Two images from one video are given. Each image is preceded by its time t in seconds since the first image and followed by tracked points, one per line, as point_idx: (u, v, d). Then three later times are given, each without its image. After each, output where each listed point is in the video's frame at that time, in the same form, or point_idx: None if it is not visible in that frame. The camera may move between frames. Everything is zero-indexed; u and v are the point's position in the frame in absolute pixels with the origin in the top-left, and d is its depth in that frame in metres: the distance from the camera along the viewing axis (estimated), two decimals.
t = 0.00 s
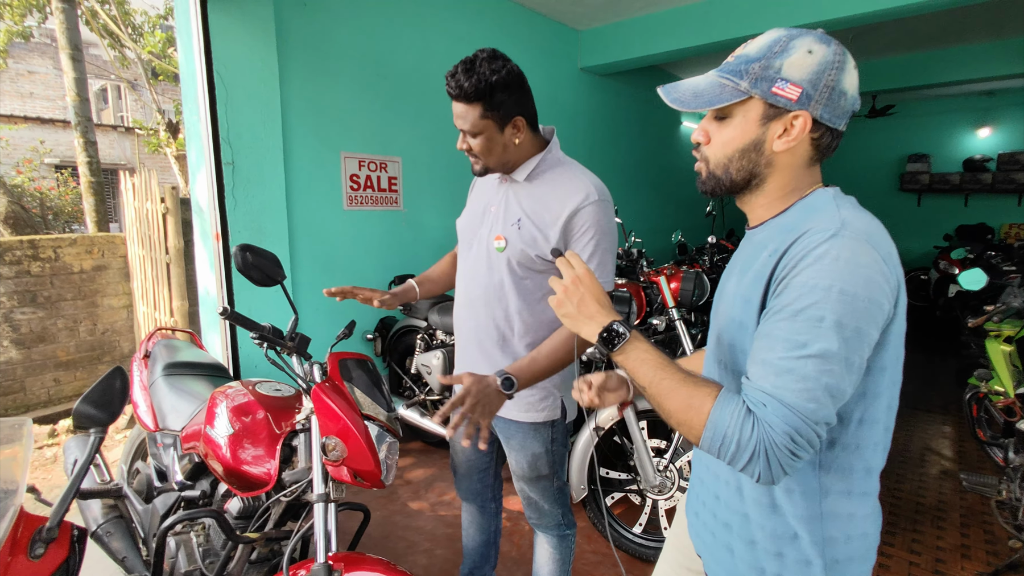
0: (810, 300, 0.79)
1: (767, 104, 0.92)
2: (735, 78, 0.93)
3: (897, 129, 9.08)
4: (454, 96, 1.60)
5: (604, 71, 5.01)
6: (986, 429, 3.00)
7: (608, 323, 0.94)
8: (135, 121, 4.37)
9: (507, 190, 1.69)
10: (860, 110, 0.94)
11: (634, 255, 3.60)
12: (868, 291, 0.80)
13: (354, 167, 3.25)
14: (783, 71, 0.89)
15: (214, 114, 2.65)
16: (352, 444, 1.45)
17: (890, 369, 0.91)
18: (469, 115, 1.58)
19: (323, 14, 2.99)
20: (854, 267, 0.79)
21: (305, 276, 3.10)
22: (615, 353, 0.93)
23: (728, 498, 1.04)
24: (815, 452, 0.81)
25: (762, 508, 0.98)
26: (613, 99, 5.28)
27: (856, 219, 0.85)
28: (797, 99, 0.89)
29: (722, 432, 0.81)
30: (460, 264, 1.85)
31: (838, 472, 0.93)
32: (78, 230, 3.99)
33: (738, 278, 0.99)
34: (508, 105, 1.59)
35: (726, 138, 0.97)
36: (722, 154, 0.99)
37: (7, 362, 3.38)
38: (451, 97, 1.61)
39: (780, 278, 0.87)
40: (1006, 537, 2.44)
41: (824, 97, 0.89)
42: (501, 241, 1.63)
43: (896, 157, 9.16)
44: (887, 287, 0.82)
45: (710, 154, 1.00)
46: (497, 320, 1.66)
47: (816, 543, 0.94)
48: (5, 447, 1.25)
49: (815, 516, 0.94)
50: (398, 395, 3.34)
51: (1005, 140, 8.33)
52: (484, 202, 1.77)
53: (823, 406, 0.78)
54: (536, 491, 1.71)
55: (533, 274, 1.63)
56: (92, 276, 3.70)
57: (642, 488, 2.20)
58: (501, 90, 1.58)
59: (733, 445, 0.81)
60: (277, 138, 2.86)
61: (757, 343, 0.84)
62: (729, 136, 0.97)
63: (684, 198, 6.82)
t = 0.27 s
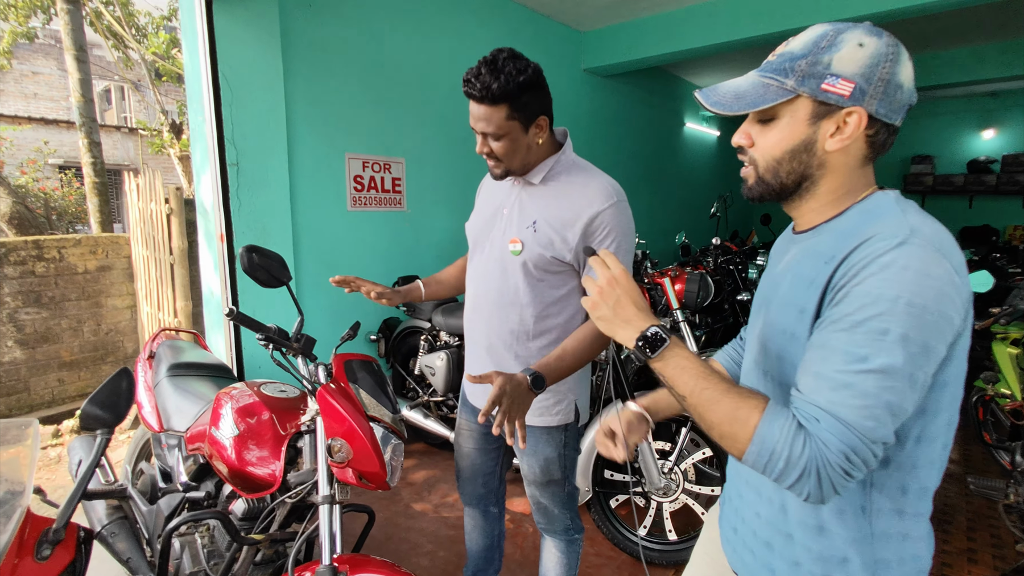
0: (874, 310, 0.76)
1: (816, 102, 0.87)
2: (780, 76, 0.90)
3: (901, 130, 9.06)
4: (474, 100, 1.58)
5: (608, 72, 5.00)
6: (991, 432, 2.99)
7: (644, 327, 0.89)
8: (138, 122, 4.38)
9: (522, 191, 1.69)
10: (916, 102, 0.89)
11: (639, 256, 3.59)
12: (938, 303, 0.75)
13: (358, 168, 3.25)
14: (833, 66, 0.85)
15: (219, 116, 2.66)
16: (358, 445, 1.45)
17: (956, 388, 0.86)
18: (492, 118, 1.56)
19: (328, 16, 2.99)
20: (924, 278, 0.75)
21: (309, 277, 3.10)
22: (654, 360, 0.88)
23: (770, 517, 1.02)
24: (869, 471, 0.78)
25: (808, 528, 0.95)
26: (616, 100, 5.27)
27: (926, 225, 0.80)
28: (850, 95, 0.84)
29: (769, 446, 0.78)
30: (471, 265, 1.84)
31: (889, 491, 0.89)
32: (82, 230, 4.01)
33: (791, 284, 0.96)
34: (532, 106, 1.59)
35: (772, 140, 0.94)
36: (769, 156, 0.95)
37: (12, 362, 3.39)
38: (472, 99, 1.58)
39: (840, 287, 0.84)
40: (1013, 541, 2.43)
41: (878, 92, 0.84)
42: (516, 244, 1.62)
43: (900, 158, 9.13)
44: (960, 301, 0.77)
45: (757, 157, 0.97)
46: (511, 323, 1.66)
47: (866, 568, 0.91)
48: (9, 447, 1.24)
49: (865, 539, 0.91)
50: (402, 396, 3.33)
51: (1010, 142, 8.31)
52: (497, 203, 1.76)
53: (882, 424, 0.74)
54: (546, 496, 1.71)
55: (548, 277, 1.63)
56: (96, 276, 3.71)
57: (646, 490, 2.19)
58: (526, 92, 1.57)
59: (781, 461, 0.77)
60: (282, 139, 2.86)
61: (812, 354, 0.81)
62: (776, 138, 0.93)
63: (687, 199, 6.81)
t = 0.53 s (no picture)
0: (947, 325, 0.74)
1: (871, 103, 0.85)
2: (828, 78, 0.87)
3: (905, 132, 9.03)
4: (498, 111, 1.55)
5: (610, 74, 5.00)
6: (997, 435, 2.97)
7: (684, 348, 0.89)
8: (141, 124, 4.39)
9: (534, 194, 1.68)
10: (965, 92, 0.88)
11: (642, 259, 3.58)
12: (1018, 318, 0.73)
13: (361, 170, 3.24)
14: (887, 64, 0.82)
15: (222, 118, 2.66)
16: (361, 447, 1.44)
17: (1018, 404, 0.85)
18: (517, 131, 1.54)
19: (330, 18, 2.99)
20: (1000, 290, 0.73)
21: (311, 278, 3.09)
22: (696, 382, 0.88)
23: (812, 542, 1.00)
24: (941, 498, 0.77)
25: (851, 554, 0.94)
26: (619, 101, 5.27)
27: (998, 232, 0.78)
28: (909, 92, 0.82)
29: (835, 474, 0.77)
30: (480, 269, 1.83)
31: (947, 514, 0.88)
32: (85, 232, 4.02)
33: (839, 297, 0.95)
34: (559, 121, 1.58)
35: (823, 147, 0.90)
36: (819, 163, 0.91)
37: (15, 363, 3.40)
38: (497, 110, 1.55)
39: (902, 300, 0.82)
40: (1019, 545, 2.42)
41: (936, 86, 0.83)
42: (530, 247, 1.61)
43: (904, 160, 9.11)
44: None
45: (803, 167, 0.93)
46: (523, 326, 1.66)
47: None
48: (11, 449, 1.25)
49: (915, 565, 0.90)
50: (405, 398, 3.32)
51: (1013, 143, 8.29)
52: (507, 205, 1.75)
53: (958, 449, 0.74)
54: (555, 501, 1.70)
55: (562, 280, 1.63)
56: (99, 278, 3.71)
57: (649, 494, 2.17)
58: (556, 108, 1.55)
59: (848, 490, 0.76)
60: (285, 141, 2.86)
61: (876, 372, 0.79)
62: (827, 143, 0.89)
63: (690, 201, 6.80)
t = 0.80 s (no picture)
0: (982, 335, 0.74)
1: (884, 104, 0.85)
2: (839, 81, 0.88)
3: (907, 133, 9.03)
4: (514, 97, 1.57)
5: (612, 75, 5.00)
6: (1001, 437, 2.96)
7: (696, 355, 0.90)
8: (144, 126, 4.40)
9: (544, 196, 1.68)
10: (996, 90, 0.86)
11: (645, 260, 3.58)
12: None
13: (363, 172, 3.25)
14: (900, 64, 0.82)
15: (226, 121, 2.67)
16: (363, 448, 1.45)
17: None
18: (531, 115, 1.55)
19: (332, 20, 2.99)
20: None
21: (314, 280, 3.10)
22: (709, 390, 0.89)
23: (838, 550, 1.01)
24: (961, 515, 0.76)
25: (880, 566, 0.95)
26: (620, 103, 5.27)
27: None
28: (924, 91, 0.82)
29: (852, 485, 0.76)
30: (487, 270, 1.83)
31: (976, 527, 0.88)
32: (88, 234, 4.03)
33: (873, 303, 0.96)
34: (571, 107, 1.60)
35: (837, 151, 0.91)
36: (835, 164, 0.92)
37: (19, 365, 3.41)
38: (512, 96, 1.57)
39: (937, 306, 0.82)
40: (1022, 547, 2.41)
41: (957, 83, 0.81)
42: (542, 249, 1.60)
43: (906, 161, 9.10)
44: None
45: (820, 168, 0.93)
46: (532, 329, 1.66)
47: None
48: (14, 451, 1.25)
49: None
50: (407, 400, 3.32)
51: (1015, 145, 8.28)
52: (516, 207, 1.75)
53: (984, 464, 0.73)
54: (560, 505, 1.70)
55: (573, 283, 1.63)
56: (102, 280, 3.72)
57: (652, 495, 2.17)
58: (567, 91, 1.58)
59: (865, 502, 0.76)
60: (289, 143, 2.87)
61: (902, 380, 0.79)
62: (842, 147, 0.90)
63: (692, 203, 6.80)
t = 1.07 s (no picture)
0: (994, 338, 0.75)
1: (902, 106, 0.85)
2: (857, 80, 0.87)
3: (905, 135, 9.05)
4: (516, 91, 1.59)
5: (611, 77, 5.01)
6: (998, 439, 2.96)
7: (705, 355, 0.91)
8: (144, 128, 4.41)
9: (546, 196, 1.68)
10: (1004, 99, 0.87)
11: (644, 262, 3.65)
12: None
13: (363, 173, 3.25)
14: (920, 66, 0.82)
15: (225, 122, 2.68)
16: (362, 450, 1.45)
17: None
18: (532, 109, 1.57)
19: (332, 22, 3.00)
20: None
21: (313, 282, 3.10)
22: (716, 392, 0.90)
23: (855, 556, 1.02)
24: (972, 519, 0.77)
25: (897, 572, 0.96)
26: (619, 105, 5.28)
27: None
28: (943, 96, 0.82)
29: (863, 489, 0.76)
30: (489, 270, 1.82)
31: (990, 531, 0.87)
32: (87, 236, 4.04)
33: (887, 307, 0.97)
34: (572, 103, 1.61)
35: (851, 151, 0.90)
36: (847, 166, 0.92)
37: (18, 367, 3.40)
38: (513, 90, 1.59)
39: (950, 310, 0.83)
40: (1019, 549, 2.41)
41: (974, 90, 0.82)
42: (544, 249, 1.60)
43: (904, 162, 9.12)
44: None
45: (831, 169, 0.93)
46: (534, 330, 1.65)
47: None
48: (12, 452, 1.25)
49: None
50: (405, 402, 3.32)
51: (1013, 147, 8.30)
52: (518, 207, 1.75)
53: (997, 467, 0.74)
54: (559, 510, 1.69)
55: (575, 283, 1.63)
56: (101, 282, 3.72)
57: (651, 498, 2.17)
58: (568, 88, 1.59)
59: (877, 506, 0.76)
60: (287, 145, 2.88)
61: (915, 382, 0.80)
62: (856, 148, 0.90)
63: (691, 204, 6.81)
